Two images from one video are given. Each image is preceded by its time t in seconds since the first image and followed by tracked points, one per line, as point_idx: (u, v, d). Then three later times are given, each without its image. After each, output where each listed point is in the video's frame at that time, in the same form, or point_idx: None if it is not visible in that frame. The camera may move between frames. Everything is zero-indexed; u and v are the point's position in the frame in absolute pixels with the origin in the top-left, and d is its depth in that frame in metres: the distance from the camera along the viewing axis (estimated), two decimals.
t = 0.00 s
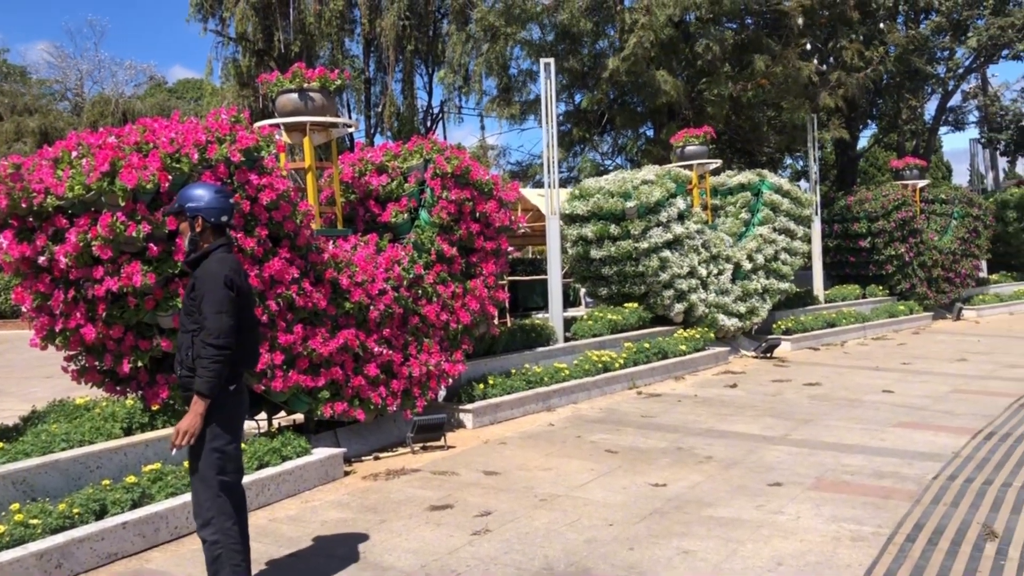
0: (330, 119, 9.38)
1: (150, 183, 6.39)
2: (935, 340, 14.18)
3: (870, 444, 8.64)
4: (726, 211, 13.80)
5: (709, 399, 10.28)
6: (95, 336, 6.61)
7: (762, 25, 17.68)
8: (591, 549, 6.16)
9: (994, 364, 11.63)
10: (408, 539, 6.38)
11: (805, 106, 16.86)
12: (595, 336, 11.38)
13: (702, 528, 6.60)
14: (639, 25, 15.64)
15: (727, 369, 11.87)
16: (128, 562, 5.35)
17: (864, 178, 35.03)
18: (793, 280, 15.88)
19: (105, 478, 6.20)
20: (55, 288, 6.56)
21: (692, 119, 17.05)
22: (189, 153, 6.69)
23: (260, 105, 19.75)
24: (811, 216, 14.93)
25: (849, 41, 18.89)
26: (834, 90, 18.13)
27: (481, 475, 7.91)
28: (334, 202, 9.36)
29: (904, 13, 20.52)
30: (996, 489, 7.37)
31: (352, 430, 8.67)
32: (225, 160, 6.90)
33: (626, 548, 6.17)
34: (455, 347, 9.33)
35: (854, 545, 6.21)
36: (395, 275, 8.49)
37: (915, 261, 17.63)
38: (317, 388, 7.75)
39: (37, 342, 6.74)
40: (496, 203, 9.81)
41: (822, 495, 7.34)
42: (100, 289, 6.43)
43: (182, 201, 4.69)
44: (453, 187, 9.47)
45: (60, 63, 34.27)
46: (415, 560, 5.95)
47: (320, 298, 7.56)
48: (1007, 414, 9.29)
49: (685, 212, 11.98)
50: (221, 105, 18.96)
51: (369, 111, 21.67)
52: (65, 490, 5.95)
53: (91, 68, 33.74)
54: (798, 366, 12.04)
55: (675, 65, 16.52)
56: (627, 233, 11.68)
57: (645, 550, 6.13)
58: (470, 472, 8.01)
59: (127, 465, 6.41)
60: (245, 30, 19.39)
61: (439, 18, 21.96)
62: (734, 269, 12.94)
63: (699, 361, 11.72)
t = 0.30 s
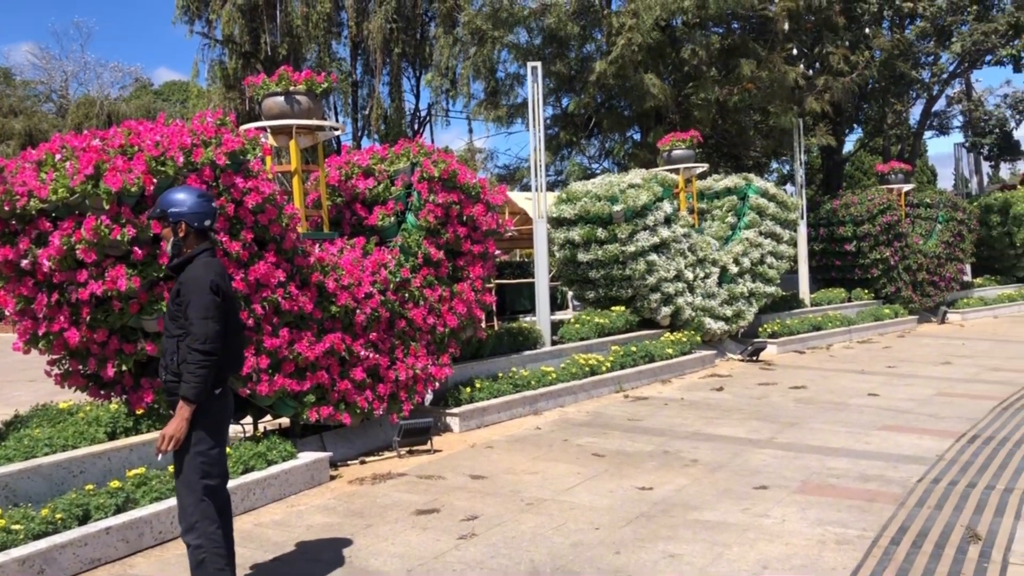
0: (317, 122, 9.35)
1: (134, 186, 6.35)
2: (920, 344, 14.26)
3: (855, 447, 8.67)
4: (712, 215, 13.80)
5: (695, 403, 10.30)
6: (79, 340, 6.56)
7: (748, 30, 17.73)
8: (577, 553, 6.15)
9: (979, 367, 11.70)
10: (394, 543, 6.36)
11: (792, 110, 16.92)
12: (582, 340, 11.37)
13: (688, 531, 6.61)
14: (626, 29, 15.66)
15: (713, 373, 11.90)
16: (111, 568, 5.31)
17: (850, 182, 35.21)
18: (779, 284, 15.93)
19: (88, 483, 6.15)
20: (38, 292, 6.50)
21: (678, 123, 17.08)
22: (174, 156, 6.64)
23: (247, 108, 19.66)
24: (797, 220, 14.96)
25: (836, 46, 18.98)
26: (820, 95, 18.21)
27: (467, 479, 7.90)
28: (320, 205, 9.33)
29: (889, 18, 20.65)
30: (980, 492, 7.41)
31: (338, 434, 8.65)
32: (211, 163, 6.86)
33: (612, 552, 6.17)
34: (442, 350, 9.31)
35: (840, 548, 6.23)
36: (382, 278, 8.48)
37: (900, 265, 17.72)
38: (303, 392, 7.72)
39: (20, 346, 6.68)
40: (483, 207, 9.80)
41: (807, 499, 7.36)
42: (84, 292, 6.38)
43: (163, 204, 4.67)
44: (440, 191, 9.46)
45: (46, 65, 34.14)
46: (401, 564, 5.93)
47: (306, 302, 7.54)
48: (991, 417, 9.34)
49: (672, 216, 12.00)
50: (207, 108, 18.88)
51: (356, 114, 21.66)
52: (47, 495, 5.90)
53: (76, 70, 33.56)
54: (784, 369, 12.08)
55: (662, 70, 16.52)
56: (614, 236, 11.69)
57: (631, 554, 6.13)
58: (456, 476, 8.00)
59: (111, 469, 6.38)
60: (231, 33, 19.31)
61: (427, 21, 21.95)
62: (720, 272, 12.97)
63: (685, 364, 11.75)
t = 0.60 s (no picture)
0: (302, 126, 9.32)
1: (117, 190, 6.32)
2: (902, 349, 14.34)
3: (839, 453, 8.70)
4: (697, 221, 13.92)
5: (680, 408, 10.32)
6: (60, 345, 6.50)
7: (732, 37, 17.81)
8: (561, 559, 6.14)
9: (960, 373, 11.78)
10: (377, 550, 6.33)
11: (776, 116, 16.97)
12: (567, 345, 11.36)
13: (671, 537, 6.61)
14: (612, 35, 15.67)
15: (698, 378, 11.92)
16: None
17: (833, 188, 35.40)
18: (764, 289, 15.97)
19: (68, 490, 6.09)
20: (19, 297, 6.44)
21: (664, 129, 17.10)
22: (157, 160, 6.61)
23: (232, 111, 19.59)
24: (781, 225, 15.00)
25: (820, 53, 19.06)
26: (804, 102, 18.32)
27: (451, 485, 7.87)
28: (304, 210, 9.29)
29: (872, 25, 20.78)
30: (961, 497, 7.45)
31: (322, 440, 8.61)
32: (194, 167, 6.82)
33: (596, 558, 6.16)
34: (427, 355, 9.27)
35: (823, 554, 6.24)
36: (366, 283, 8.45)
37: (883, 271, 17.83)
38: (286, 398, 7.68)
39: None
40: (468, 212, 9.78)
41: (791, 504, 7.38)
42: (65, 297, 6.32)
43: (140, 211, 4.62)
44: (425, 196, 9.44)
45: (29, 67, 33.93)
46: (384, 571, 5.90)
47: (290, 307, 7.50)
48: (973, 422, 9.40)
49: (656, 222, 12.07)
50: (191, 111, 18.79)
51: (341, 118, 21.63)
52: (27, 502, 5.84)
53: (60, 73, 33.37)
54: (767, 374, 12.12)
55: (647, 76, 16.47)
56: (599, 241, 11.69)
57: (614, 560, 6.12)
58: (441, 481, 7.97)
59: (92, 476, 6.32)
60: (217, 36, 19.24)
61: (413, 26, 21.94)
62: (705, 277, 13.00)
63: (670, 369, 11.77)
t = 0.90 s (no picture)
0: (284, 132, 9.29)
1: (96, 197, 6.27)
2: (883, 356, 14.43)
3: (819, 459, 8.74)
4: (679, 227, 13.91)
5: (662, 414, 10.34)
6: (38, 353, 6.44)
7: (714, 45, 17.89)
8: (542, 567, 6.13)
9: (939, 379, 11.86)
10: (357, 558, 6.30)
11: (757, 124, 17.05)
12: (550, 351, 11.36)
13: (652, 544, 6.61)
14: (595, 43, 15.69)
15: (680, 385, 11.95)
16: None
17: (815, 195, 35.60)
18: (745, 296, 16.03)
19: (45, 499, 6.03)
20: None
21: (646, 136, 17.12)
22: (137, 166, 6.55)
23: (214, 117, 19.51)
24: (763, 232, 15.06)
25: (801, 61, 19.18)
26: (785, 110, 18.45)
27: (433, 492, 7.85)
28: (286, 216, 9.25)
29: (853, 34, 20.90)
30: (940, 503, 7.50)
31: (303, 448, 8.57)
32: (174, 174, 6.77)
33: (577, 566, 6.16)
34: (409, 362, 9.24)
35: (803, 560, 6.26)
36: (348, 290, 8.43)
37: (864, 278, 17.94)
38: (267, 405, 7.64)
39: None
40: (451, 218, 9.78)
41: (771, 511, 7.41)
42: (43, 304, 6.27)
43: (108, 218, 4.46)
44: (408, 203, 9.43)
45: (8, 71, 33.69)
46: None
47: (271, 313, 7.46)
48: (951, 428, 9.47)
49: (639, 228, 12.08)
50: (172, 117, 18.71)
51: (324, 124, 21.60)
52: (3, 511, 5.78)
53: (40, 76, 33.13)
54: (749, 381, 12.16)
55: (629, 84, 16.48)
56: (582, 248, 11.70)
57: (596, 567, 6.12)
58: (422, 489, 7.95)
59: (69, 485, 6.26)
60: (199, 41, 19.17)
61: (396, 32, 21.94)
62: (687, 284, 13.03)
63: (652, 376, 11.79)
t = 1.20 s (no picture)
0: (264, 138, 9.26)
1: (73, 203, 6.19)
2: (863, 362, 14.52)
3: (799, 466, 8.77)
4: (661, 235, 13.81)
5: (643, 421, 10.35)
6: (13, 361, 6.35)
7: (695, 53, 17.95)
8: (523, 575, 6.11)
9: (919, 386, 11.93)
10: (337, 567, 6.26)
11: (738, 132, 17.11)
12: (531, 358, 11.35)
13: (633, 552, 6.61)
14: (576, 52, 15.72)
15: (661, 392, 11.97)
16: None
17: (795, 203, 35.77)
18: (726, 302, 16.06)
19: (20, 509, 5.95)
20: None
21: (628, 144, 17.12)
22: (115, 173, 6.47)
23: (195, 122, 19.41)
24: (744, 240, 15.10)
25: (781, 70, 19.32)
26: (765, 118, 18.58)
27: (414, 501, 7.82)
28: (266, 223, 9.21)
29: (833, 43, 20.79)
30: (918, 509, 7.54)
31: (283, 456, 8.51)
32: (153, 180, 6.70)
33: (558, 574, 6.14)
34: (390, 370, 9.20)
35: (783, 567, 6.28)
36: (329, 297, 8.39)
37: (843, 285, 18.05)
38: (246, 413, 7.59)
39: None
40: (432, 225, 9.76)
41: (751, 518, 7.42)
42: (19, 312, 6.20)
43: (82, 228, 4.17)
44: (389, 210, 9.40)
45: None
46: None
47: (250, 321, 7.42)
48: (929, 435, 9.54)
49: (621, 235, 12.12)
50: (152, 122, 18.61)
51: (306, 130, 21.56)
52: None
53: (20, 81, 32.85)
54: (730, 387, 12.20)
55: (610, 92, 16.46)
56: (564, 255, 11.69)
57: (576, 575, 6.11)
58: (403, 497, 7.91)
59: (44, 495, 6.18)
60: (180, 47, 19.09)
61: (379, 39, 21.93)
62: (669, 291, 13.06)
63: (634, 382, 11.81)
